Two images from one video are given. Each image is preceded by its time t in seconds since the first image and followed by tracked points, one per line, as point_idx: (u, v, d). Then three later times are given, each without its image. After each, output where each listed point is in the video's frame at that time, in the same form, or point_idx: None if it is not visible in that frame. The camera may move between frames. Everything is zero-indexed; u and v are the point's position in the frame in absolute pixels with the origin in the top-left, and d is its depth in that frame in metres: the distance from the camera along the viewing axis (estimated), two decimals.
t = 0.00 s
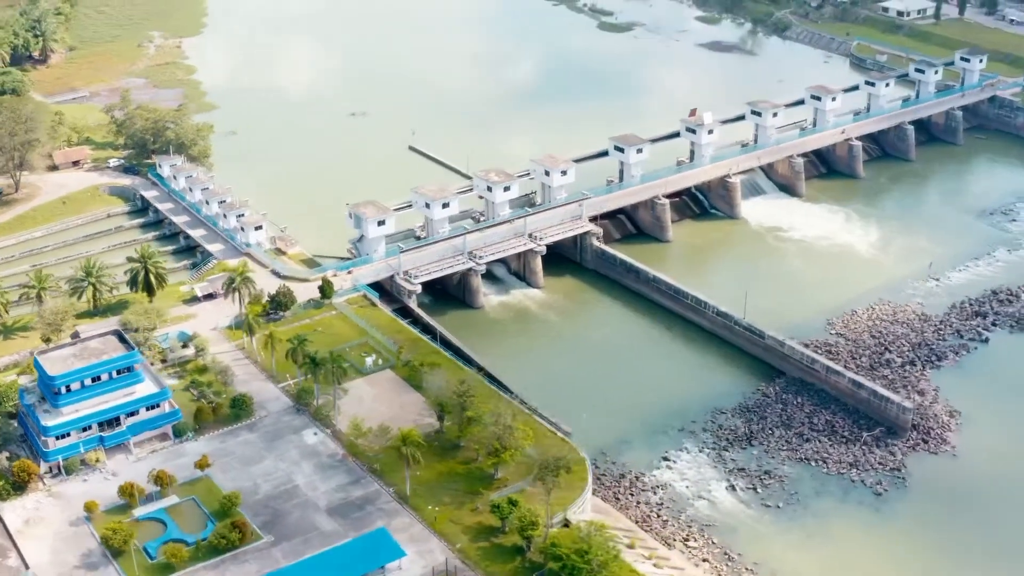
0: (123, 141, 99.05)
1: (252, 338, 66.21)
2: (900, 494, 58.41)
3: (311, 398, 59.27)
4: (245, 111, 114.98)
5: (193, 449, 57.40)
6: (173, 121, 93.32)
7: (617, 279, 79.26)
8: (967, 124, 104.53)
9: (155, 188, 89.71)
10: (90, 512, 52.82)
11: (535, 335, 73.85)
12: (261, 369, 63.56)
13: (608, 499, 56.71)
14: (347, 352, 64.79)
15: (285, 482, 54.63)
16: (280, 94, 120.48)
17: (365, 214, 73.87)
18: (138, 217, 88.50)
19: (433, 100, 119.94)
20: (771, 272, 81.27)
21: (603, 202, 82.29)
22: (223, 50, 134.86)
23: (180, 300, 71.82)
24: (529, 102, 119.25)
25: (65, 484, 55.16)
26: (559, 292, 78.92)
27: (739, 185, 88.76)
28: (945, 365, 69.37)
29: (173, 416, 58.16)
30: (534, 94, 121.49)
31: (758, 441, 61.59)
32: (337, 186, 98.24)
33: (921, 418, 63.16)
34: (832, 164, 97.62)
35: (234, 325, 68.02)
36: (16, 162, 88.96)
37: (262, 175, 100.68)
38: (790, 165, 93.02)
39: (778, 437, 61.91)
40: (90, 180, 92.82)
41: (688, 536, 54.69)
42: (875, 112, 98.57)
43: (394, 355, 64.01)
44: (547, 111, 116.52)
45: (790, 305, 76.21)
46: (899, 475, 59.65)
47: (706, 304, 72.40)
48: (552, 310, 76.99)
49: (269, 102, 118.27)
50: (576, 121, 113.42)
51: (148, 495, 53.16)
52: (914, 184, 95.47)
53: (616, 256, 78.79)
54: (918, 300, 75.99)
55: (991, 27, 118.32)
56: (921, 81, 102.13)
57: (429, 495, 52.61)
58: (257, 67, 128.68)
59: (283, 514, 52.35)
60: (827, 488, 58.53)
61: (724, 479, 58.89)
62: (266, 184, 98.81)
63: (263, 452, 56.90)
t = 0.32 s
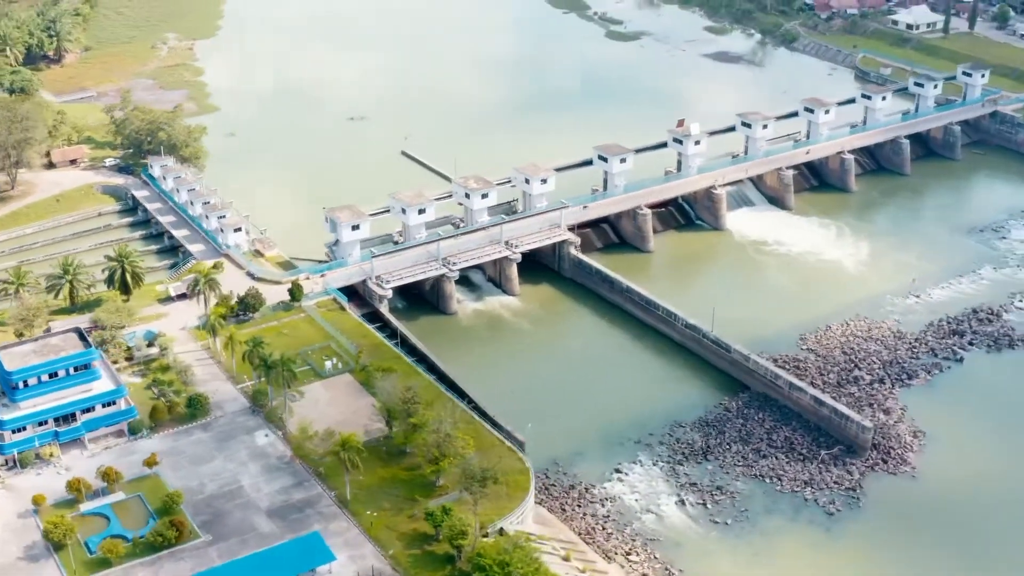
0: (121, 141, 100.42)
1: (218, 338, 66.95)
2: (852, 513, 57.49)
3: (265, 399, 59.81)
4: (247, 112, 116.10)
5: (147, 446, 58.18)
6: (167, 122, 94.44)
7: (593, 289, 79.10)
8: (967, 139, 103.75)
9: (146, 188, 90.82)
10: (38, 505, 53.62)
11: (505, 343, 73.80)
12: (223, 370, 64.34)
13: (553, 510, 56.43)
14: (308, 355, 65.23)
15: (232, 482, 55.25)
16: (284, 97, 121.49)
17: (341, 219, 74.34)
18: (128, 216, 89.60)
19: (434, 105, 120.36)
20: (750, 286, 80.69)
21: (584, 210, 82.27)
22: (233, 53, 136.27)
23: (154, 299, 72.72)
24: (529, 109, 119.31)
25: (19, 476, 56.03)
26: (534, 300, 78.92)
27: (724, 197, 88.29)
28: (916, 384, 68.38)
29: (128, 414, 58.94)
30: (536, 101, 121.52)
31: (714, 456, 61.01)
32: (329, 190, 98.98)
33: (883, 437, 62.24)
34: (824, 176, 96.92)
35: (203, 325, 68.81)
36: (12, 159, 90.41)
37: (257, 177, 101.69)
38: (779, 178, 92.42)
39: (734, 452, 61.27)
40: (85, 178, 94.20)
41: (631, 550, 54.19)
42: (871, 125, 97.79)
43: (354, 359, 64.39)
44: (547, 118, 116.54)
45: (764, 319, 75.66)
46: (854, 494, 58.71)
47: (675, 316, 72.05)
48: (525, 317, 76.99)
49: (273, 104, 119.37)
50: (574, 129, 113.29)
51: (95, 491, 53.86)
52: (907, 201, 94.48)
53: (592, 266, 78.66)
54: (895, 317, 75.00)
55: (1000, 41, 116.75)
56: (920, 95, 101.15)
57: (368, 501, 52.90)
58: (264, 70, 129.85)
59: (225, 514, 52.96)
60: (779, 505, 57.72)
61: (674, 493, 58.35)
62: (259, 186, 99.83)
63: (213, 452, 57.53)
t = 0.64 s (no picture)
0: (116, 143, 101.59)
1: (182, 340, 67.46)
2: (803, 531, 56.63)
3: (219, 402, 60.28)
4: (246, 116, 117.10)
5: (101, 445, 58.74)
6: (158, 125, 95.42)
7: (567, 297, 78.94)
8: (963, 152, 102.89)
9: (134, 189, 91.71)
10: None
11: (474, 350, 73.72)
12: (184, 372, 64.91)
13: (498, 520, 56.18)
14: (269, 358, 65.52)
15: (178, 483, 55.64)
16: (284, 101, 122.38)
17: (314, 223, 74.67)
18: (115, 216, 90.24)
19: (433, 110, 120.77)
20: (726, 298, 80.10)
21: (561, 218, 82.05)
22: (241, 57, 137.56)
23: (127, 300, 73.38)
24: (527, 114, 119.32)
25: None
26: (506, 307, 78.84)
27: (707, 207, 87.68)
28: (883, 401, 67.32)
29: (84, 412, 59.47)
30: (535, 106, 121.56)
31: (668, 470, 60.49)
32: (317, 192, 99.56)
33: (841, 454, 61.41)
34: (814, 188, 96.14)
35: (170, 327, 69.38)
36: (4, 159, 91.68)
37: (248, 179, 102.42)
38: (765, 189, 91.71)
39: (688, 466, 60.71)
40: (77, 179, 95.33)
41: (572, 562, 53.83)
42: (863, 137, 96.91)
43: (313, 364, 64.69)
44: (545, 123, 116.63)
45: (735, 331, 75.12)
46: (807, 512, 57.85)
47: (643, 327, 71.80)
48: (497, 324, 76.88)
49: (274, 107, 120.33)
50: (569, 135, 113.07)
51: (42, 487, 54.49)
52: (897, 214, 93.36)
53: (566, 274, 78.53)
54: (869, 332, 74.19)
55: (1005, 53, 115.27)
56: (916, 107, 100.18)
57: (308, 506, 53.05)
58: (268, 74, 130.96)
59: (167, 515, 53.33)
60: (728, 521, 56.96)
61: (623, 506, 57.88)
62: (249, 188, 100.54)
63: (163, 452, 57.99)
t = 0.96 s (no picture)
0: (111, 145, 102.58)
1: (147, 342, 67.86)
2: (751, 547, 55.93)
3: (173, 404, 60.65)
4: (244, 120, 118.03)
5: (56, 444, 59.27)
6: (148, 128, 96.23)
7: (540, 305, 78.78)
8: (959, 163, 101.68)
9: (122, 191, 92.59)
10: None
11: (442, 356, 73.69)
12: (146, 372, 65.54)
13: (443, 528, 56.08)
14: (230, 361, 65.83)
15: (127, 483, 56.03)
16: (284, 104, 123.11)
17: (287, 227, 74.91)
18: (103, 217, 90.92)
19: (431, 115, 121.08)
20: (701, 309, 79.51)
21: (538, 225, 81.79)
22: (246, 60, 138.57)
23: (100, 301, 74.10)
24: (526, 120, 119.33)
25: None
26: (479, 313, 78.82)
27: (689, 217, 87.13)
28: (849, 416, 66.32)
29: (42, 411, 60.12)
30: (534, 112, 121.43)
31: (620, 481, 60.05)
32: (306, 194, 100.10)
33: (798, 470, 60.62)
34: (802, 198, 95.42)
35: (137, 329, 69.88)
36: None
37: (240, 182, 103.20)
38: (751, 199, 91.05)
39: (642, 477, 60.21)
40: (69, 179, 96.33)
41: (512, 573, 53.55)
42: (855, 147, 95.86)
43: (273, 368, 64.96)
44: (542, 128, 116.51)
45: (706, 342, 74.60)
46: (757, 527, 57.15)
47: (610, 337, 71.47)
48: (468, 330, 76.86)
49: (273, 111, 121.13)
50: (565, 141, 112.81)
51: None
52: (886, 225, 92.26)
53: (539, 282, 78.39)
54: (841, 346, 73.33)
55: (1009, 63, 113.60)
56: (911, 118, 98.96)
57: (250, 510, 53.26)
58: (272, 77, 131.87)
59: (112, 515, 53.66)
60: (676, 535, 56.39)
61: (571, 517, 57.52)
62: (240, 190, 101.31)
63: (117, 452, 58.45)
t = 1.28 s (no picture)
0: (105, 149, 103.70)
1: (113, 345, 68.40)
2: (699, 560, 55.22)
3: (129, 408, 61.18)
4: (241, 124, 118.94)
5: (14, 445, 59.94)
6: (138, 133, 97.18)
7: (513, 313, 78.68)
8: (952, 172, 100.59)
9: (109, 195, 93.61)
10: None
11: (410, 362, 73.74)
12: (110, 375, 66.22)
13: (389, 536, 56.03)
14: (191, 365, 66.27)
15: (78, 485, 56.50)
16: (283, 109, 123.92)
17: (260, 233, 75.16)
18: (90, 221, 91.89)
19: (428, 119, 121.35)
20: (675, 317, 79.00)
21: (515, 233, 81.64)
22: (250, 65, 139.67)
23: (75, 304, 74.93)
24: (522, 125, 119.24)
25: None
26: (452, 320, 78.89)
27: (669, 225, 86.62)
28: (813, 428, 65.46)
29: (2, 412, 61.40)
30: (531, 116, 121.34)
31: (573, 491, 59.66)
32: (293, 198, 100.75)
33: (753, 483, 59.92)
34: (788, 207, 94.71)
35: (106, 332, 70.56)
36: None
37: (231, 185, 104.01)
38: (734, 207, 90.42)
39: (595, 488, 59.80)
40: (60, 182, 97.43)
41: None
42: (844, 156, 94.82)
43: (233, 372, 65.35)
44: (537, 133, 116.43)
45: (676, 351, 74.13)
46: (707, 540, 56.46)
47: (576, 346, 71.25)
48: (438, 337, 76.91)
49: (271, 115, 122.05)
50: (558, 146, 112.56)
51: None
52: (873, 234, 91.22)
53: (512, 289, 78.29)
54: (813, 358, 72.54)
55: (1011, 70, 112.05)
56: (903, 126, 97.75)
57: (194, 514, 53.56)
58: (273, 81, 132.73)
59: (59, 516, 54.06)
60: (623, 546, 55.81)
61: (519, 526, 57.19)
62: (230, 194, 102.11)
63: (72, 455, 58.99)
